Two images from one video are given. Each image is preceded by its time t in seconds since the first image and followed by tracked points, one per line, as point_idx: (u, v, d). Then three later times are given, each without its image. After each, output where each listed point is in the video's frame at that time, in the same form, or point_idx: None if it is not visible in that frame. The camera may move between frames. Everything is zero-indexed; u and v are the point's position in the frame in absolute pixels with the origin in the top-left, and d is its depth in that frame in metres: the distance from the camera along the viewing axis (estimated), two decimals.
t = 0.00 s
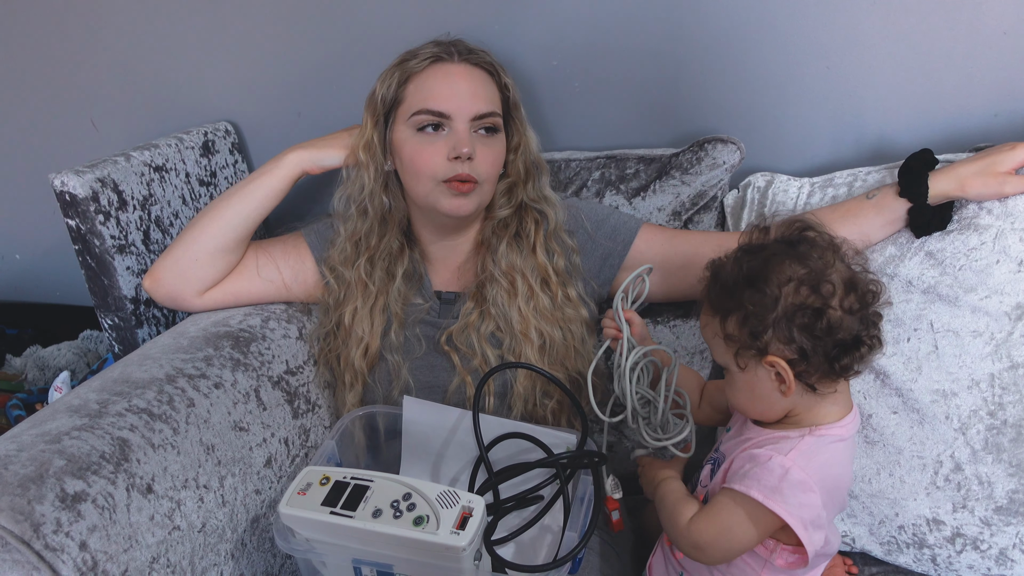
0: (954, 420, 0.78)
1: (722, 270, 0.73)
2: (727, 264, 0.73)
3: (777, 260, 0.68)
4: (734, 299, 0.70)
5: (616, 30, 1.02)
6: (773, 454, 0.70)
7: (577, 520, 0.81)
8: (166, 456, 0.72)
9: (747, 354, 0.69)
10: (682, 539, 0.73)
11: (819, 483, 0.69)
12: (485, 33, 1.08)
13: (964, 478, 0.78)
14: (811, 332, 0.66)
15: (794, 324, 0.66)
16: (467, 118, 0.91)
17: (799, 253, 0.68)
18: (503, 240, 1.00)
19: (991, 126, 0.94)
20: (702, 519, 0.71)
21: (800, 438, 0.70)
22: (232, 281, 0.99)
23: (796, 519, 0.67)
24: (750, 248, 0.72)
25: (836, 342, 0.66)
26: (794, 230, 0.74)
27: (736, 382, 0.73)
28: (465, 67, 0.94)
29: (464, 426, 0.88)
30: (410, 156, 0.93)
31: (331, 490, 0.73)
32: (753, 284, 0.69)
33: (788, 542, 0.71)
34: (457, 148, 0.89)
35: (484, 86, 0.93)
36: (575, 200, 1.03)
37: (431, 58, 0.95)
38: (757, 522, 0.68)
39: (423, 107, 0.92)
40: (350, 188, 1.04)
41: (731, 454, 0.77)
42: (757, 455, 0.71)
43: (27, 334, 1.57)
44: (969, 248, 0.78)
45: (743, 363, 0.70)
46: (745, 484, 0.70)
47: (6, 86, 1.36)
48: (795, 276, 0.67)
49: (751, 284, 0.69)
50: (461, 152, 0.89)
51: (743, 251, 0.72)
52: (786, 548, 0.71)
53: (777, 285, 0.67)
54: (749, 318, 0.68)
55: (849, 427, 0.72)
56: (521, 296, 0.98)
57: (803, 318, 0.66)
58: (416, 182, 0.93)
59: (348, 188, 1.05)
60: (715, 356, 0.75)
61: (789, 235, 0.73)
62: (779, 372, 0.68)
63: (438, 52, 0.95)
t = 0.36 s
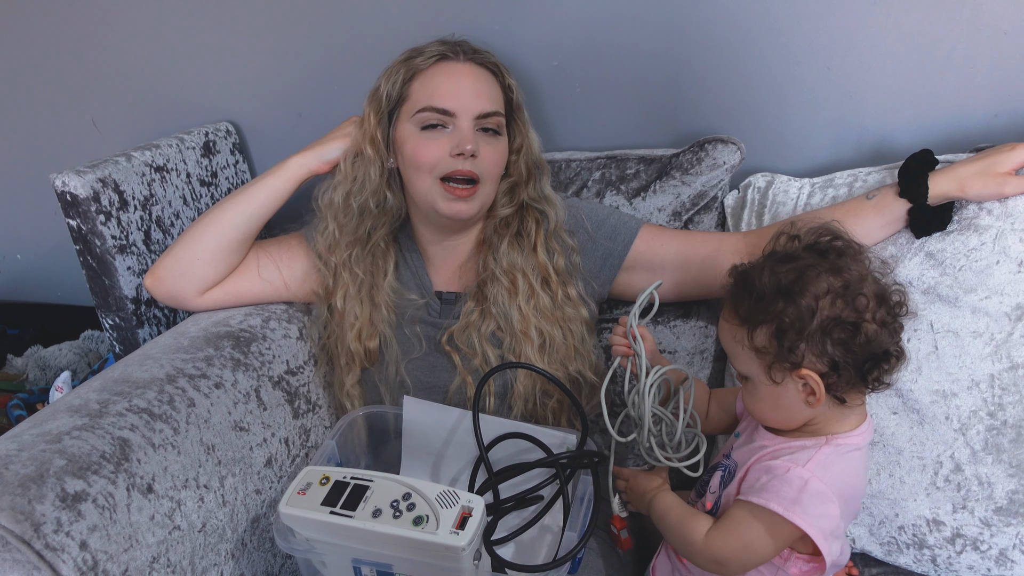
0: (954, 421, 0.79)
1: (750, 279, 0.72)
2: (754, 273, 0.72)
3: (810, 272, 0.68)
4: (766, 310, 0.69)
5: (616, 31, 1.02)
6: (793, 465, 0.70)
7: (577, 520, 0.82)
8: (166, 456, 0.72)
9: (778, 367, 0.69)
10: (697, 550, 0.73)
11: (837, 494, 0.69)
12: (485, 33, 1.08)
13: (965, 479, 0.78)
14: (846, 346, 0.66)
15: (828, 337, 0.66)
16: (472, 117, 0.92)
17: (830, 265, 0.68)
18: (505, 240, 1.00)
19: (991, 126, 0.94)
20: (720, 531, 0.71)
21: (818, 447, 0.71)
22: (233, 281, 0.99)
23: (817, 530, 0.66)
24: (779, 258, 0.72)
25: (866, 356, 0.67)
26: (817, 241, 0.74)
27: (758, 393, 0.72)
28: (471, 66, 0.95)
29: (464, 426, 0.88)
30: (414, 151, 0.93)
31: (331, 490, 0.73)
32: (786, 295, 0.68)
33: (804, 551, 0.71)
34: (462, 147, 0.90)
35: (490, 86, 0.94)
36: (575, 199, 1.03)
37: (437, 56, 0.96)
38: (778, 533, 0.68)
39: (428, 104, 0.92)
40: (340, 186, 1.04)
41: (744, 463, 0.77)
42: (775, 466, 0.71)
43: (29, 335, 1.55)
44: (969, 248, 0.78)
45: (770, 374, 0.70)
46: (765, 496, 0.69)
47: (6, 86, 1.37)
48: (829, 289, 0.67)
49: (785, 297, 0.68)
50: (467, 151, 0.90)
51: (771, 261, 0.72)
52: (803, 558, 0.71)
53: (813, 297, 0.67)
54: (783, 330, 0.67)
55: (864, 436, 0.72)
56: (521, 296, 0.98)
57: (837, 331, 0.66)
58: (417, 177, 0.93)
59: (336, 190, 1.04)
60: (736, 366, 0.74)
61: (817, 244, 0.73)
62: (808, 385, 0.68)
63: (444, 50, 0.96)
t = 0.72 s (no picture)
0: (954, 421, 0.79)
1: (748, 275, 0.72)
2: (750, 268, 0.73)
3: (805, 265, 0.69)
4: (765, 304, 0.69)
5: (616, 32, 1.02)
6: (791, 458, 0.70)
7: (577, 522, 0.81)
8: (166, 457, 0.72)
9: (777, 359, 0.69)
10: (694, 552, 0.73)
11: (836, 484, 0.69)
12: (485, 34, 1.08)
13: (964, 480, 0.78)
14: (843, 334, 0.67)
15: (826, 328, 0.67)
16: (449, 119, 0.91)
17: (824, 258, 0.69)
18: (502, 240, 1.00)
19: (991, 127, 0.94)
20: (718, 528, 0.71)
21: (815, 439, 0.71)
22: (233, 283, 0.99)
23: (819, 521, 0.67)
24: (772, 254, 0.72)
25: (862, 345, 0.68)
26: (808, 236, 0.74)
27: (758, 389, 0.72)
28: (442, 68, 0.94)
29: (464, 427, 0.88)
30: (399, 162, 0.93)
31: (331, 490, 0.73)
32: (783, 287, 0.69)
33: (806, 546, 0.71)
34: (441, 151, 0.90)
35: (464, 85, 0.93)
36: (575, 200, 1.03)
37: (408, 62, 0.95)
38: (779, 526, 0.68)
39: (405, 113, 0.92)
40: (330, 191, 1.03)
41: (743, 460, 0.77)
42: (773, 459, 0.71)
43: (30, 334, 1.56)
44: (969, 249, 0.78)
45: (771, 368, 0.70)
46: (765, 489, 0.69)
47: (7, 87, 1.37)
48: (825, 280, 0.68)
49: (782, 288, 0.69)
50: (446, 154, 0.89)
51: (764, 257, 0.73)
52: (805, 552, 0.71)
53: (810, 288, 0.68)
54: (781, 321, 0.68)
55: (861, 426, 0.73)
56: (520, 296, 0.98)
57: (835, 322, 0.67)
58: (405, 188, 0.94)
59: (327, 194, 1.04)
60: (735, 362, 0.74)
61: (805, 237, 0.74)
62: (808, 376, 0.69)
63: (415, 56, 0.95)
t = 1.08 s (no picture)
0: (954, 424, 0.79)
1: (732, 270, 0.71)
2: (732, 265, 0.72)
3: (787, 253, 0.70)
4: (755, 295, 0.69)
5: (617, 33, 1.02)
6: (781, 451, 0.70)
7: (579, 523, 0.81)
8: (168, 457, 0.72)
9: (776, 350, 0.68)
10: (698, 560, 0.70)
11: (827, 471, 0.70)
12: (486, 36, 1.08)
13: (964, 482, 0.78)
14: (830, 317, 0.68)
15: (817, 312, 0.68)
16: (445, 121, 0.91)
17: (800, 247, 0.71)
18: (501, 241, 1.00)
19: (991, 130, 0.95)
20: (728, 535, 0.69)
21: (800, 429, 0.71)
22: (234, 286, 0.99)
23: (813, 507, 0.67)
24: (749, 249, 0.72)
25: (848, 326, 0.70)
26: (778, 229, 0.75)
27: (753, 385, 0.71)
28: (438, 71, 0.94)
29: (465, 428, 0.88)
30: (398, 167, 0.93)
31: (332, 491, 0.73)
32: (772, 278, 0.69)
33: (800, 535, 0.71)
34: (439, 153, 0.89)
35: (460, 87, 0.93)
36: (576, 202, 1.03)
37: (403, 66, 0.95)
38: (779, 520, 0.68)
39: (402, 117, 0.92)
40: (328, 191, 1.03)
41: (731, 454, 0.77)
42: (763, 454, 0.71)
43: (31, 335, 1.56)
44: (969, 251, 0.79)
45: (768, 360, 0.69)
46: (758, 484, 0.69)
47: (9, 88, 1.37)
48: (807, 265, 0.69)
49: (772, 279, 0.69)
50: (444, 157, 0.89)
51: (743, 253, 0.72)
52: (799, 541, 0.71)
53: (797, 274, 0.69)
54: (775, 310, 0.68)
55: (843, 412, 0.74)
56: (520, 297, 0.98)
57: (824, 305, 0.68)
58: (405, 193, 0.94)
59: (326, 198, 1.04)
60: (725, 363, 0.73)
61: (776, 232, 0.74)
62: (804, 364, 0.69)
63: (410, 59, 0.95)
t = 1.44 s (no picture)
0: (956, 426, 0.78)
1: (710, 269, 0.72)
2: (709, 264, 0.72)
3: (764, 251, 0.70)
4: (734, 293, 0.69)
5: (618, 34, 1.02)
6: (797, 456, 0.68)
7: (580, 524, 0.81)
8: (169, 458, 0.72)
9: (756, 347, 0.68)
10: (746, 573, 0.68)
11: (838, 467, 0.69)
12: (487, 36, 1.08)
13: (966, 484, 0.78)
14: (810, 312, 0.69)
15: (796, 307, 0.68)
16: (446, 129, 0.91)
17: (777, 243, 0.71)
18: (502, 242, 1.00)
19: (994, 132, 0.94)
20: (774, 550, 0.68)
21: (800, 428, 0.71)
22: (234, 292, 0.99)
23: (837, 507, 0.66)
24: (726, 248, 0.73)
25: (828, 321, 0.70)
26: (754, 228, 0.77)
27: (736, 384, 0.71)
28: (433, 78, 0.93)
29: (466, 430, 0.88)
30: (401, 178, 0.93)
31: (334, 492, 0.73)
32: (751, 274, 0.69)
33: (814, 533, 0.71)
34: (443, 162, 0.89)
35: (457, 92, 0.93)
36: (577, 204, 1.03)
37: (397, 75, 0.94)
38: (814, 524, 0.66)
39: (401, 128, 0.92)
40: (331, 202, 1.03)
41: (734, 459, 0.76)
42: (779, 462, 0.69)
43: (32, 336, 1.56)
44: (971, 253, 0.79)
45: (749, 358, 0.69)
46: (782, 492, 0.67)
47: (11, 88, 1.37)
48: (785, 262, 0.70)
49: (749, 275, 0.69)
50: (448, 165, 0.89)
51: (720, 252, 0.73)
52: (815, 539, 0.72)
53: (775, 271, 0.69)
54: (753, 306, 0.68)
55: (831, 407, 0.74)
56: (521, 298, 0.98)
57: (802, 300, 0.68)
58: (410, 202, 0.93)
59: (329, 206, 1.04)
60: (706, 362, 0.73)
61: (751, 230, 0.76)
62: (786, 360, 0.69)
63: (403, 68, 0.94)
